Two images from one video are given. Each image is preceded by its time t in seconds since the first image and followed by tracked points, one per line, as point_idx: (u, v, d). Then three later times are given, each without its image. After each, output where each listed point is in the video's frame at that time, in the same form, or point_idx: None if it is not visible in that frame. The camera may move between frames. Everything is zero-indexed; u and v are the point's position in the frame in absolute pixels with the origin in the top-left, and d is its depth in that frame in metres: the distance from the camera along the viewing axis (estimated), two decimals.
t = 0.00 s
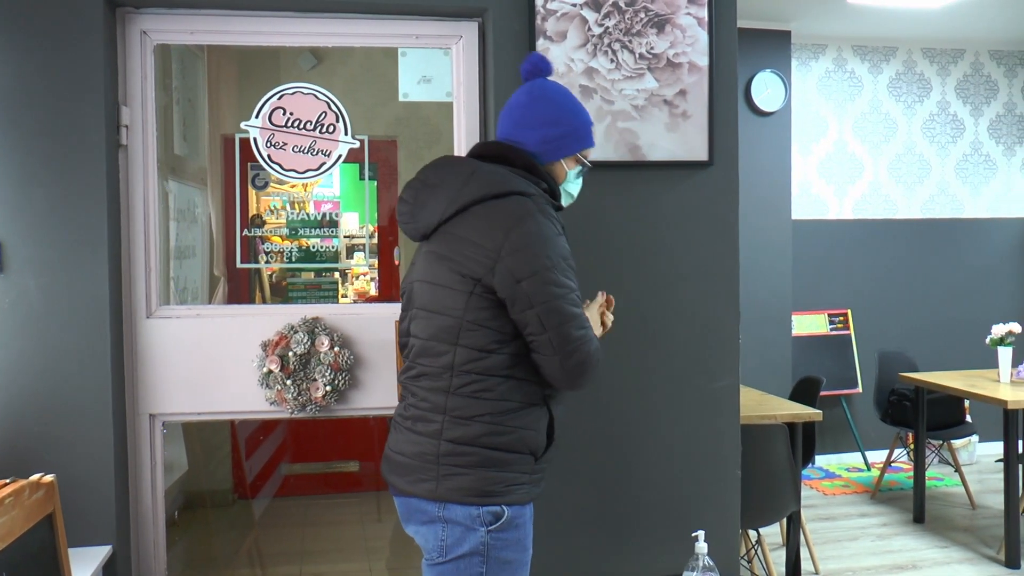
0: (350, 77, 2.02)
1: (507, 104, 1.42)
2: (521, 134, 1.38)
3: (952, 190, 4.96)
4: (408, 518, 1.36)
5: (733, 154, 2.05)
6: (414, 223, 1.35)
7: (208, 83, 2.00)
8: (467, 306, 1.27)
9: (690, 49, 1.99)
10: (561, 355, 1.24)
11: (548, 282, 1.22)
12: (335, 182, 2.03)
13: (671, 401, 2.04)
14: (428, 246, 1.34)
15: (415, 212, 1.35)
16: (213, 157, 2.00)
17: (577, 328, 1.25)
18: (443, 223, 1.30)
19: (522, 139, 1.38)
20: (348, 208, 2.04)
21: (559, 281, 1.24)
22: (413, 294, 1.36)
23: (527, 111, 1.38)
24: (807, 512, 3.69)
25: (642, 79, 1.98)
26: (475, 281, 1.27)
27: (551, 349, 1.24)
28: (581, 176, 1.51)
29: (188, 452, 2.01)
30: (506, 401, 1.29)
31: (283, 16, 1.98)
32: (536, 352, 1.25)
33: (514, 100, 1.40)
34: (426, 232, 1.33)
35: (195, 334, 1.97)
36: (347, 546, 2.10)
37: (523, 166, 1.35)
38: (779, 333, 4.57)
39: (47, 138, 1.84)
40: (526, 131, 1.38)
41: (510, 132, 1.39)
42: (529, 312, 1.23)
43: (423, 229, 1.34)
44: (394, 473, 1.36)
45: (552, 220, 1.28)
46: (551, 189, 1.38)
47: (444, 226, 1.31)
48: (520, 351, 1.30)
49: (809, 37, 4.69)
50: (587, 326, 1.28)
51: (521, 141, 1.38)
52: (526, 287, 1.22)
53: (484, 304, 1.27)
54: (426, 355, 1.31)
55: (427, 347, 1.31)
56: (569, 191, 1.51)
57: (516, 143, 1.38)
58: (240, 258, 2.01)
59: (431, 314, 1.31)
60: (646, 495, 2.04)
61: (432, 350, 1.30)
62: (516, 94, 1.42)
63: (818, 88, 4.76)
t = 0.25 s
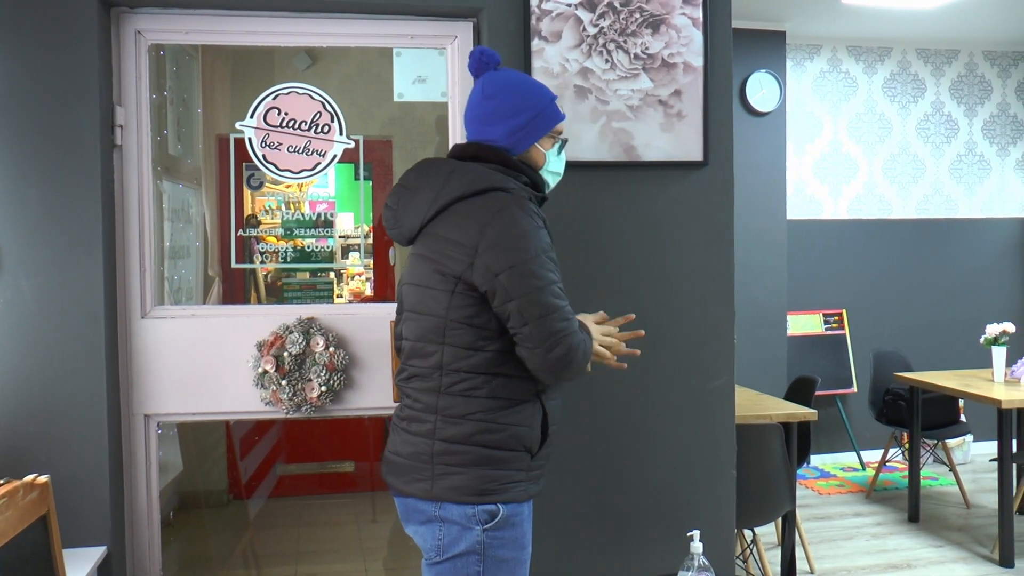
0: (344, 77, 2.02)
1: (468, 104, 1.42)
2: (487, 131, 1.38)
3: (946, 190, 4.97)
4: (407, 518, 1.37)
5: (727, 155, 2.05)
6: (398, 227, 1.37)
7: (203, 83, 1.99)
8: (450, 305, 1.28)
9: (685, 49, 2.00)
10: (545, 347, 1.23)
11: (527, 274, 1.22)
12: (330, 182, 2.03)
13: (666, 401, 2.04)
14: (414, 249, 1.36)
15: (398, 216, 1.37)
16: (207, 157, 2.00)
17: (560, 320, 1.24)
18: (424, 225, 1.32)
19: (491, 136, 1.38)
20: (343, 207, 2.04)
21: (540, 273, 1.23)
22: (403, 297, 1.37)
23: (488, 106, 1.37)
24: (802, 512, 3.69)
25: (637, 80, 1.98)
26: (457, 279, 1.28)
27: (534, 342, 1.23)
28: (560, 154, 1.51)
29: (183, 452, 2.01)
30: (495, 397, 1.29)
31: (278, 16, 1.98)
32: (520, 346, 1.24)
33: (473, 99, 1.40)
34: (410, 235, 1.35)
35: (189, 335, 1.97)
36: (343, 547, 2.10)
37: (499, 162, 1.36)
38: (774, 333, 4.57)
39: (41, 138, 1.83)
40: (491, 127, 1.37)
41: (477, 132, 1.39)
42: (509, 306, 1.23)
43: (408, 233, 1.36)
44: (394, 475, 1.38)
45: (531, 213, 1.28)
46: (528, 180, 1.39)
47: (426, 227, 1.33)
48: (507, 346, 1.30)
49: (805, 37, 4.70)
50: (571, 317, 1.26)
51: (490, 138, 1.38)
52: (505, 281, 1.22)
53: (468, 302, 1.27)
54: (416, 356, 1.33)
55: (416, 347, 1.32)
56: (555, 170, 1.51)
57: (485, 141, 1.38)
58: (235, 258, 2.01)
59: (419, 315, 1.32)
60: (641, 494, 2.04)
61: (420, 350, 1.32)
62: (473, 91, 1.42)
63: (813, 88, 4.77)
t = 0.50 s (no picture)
0: (344, 77, 2.02)
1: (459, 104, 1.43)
2: (477, 131, 1.38)
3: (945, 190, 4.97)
4: (408, 516, 1.38)
5: (726, 154, 2.05)
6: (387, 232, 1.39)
7: (202, 83, 1.99)
8: (437, 306, 1.29)
9: (684, 49, 2.00)
10: (532, 346, 1.22)
11: (510, 274, 1.21)
12: (330, 182, 2.03)
13: (666, 400, 2.04)
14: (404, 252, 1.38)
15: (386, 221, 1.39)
16: (206, 157, 2.00)
17: (545, 318, 1.23)
18: (411, 229, 1.33)
19: (480, 135, 1.38)
20: (342, 207, 2.04)
21: (522, 272, 1.22)
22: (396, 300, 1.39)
23: (478, 106, 1.38)
24: (802, 512, 3.69)
25: (636, 79, 1.98)
26: (443, 281, 1.28)
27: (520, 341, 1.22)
28: (550, 155, 1.51)
29: (182, 452, 2.01)
30: (487, 397, 1.29)
31: (277, 16, 1.98)
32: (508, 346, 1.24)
33: (463, 99, 1.40)
34: (398, 239, 1.37)
35: (189, 334, 1.97)
36: (343, 547, 2.09)
37: (484, 161, 1.37)
38: (774, 333, 4.57)
39: (40, 138, 1.83)
40: (481, 126, 1.38)
41: (467, 131, 1.40)
42: (493, 306, 1.23)
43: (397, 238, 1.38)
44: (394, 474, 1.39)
45: (514, 211, 1.27)
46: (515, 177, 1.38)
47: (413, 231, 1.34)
48: (498, 345, 1.30)
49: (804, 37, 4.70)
50: (559, 314, 1.25)
51: (479, 137, 1.38)
52: (487, 282, 1.22)
53: (455, 303, 1.28)
54: (409, 357, 1.34)
55: (408, 349, 1.34)
56: (546, 171, 1.51)
57: (475, 141, 1.38)
58: (234, 258, 2.01)
59: (409, 316, 1.34)
60: (641, 494, 2.04)
61: (412, 352, 1.33)
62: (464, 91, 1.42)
63: (812, 88, 4.77)
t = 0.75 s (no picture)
0: (344, 77, 2.02)
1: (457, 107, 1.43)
2: (473, 136, 1.39)
3: (945, 190, 4.97)
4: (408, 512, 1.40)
5: (726, 155, 2.05)
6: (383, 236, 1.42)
7: (202, 83, 1.99)
8: (424, 307, 1.31)
9: (684, 49, 2.00)
10: (513, 345, 1.22)
11: (489, 274, 1.21)
12: (330, 182, 2.03)
13: (665, 400, 2.04)
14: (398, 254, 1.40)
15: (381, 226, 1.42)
16: (206, 157, 2.00)
17: (526, 316, 1.21)
18: (400, 231, 1.36)
19: (476, 140, 1.39)
20: (342, 207, 2.04)
21: (503, 272, 1.21)
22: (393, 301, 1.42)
23: (473, 111, 1.38)
24: (802, 512, 3.69)
25: (636, 79, 1.98)
26: (429, 282, 1.30)
27: (502, 340, 1.22)
28: (549, 158, 1.50)
29: (182, 452, 2.01)
30: (475, 395, 1.29)
31: (277, 16, 1.98)
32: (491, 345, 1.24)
33: (461, 103, 1.41)
34: (391, 243, 1.39)
35: (189, 334, 1.97)
36: (343, 547, 2.09)
37: (476, 164, 1.38)
38: (773, 333, 4.58)
39: (40, 137, 1.83)
40: (477, 130, 1.38)
41: (464, 135, 1.40)
42: (474, 306, 1.23)
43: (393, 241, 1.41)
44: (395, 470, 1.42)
45: (500, 211, 1.27)
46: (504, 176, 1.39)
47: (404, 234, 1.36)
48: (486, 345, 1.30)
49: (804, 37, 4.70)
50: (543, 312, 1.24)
51: (475, 142, 1.39)
52: (467, 282, 1.23)
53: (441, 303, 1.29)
54: (402, 357, 1.37)
55: (401, 349, 1.36)
56: (544, 174, 1.50)
57: (471, 145, 1.39)
58: (234, 258, 2.01)
59: (401, 318, 1.36)
60: (641, 494, 2.04)
61: (405, 352, 1.36)
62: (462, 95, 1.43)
63: (812, 88, 4.77)
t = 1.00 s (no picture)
0: (343, 77, 2.02)
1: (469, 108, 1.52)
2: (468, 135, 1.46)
3: (945, 190, 4.97)
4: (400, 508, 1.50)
5: (725, 155, 2.05)
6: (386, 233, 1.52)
7: (202, 83, 2.00)
8: (399, 303, 1.38)
9: (684, 49, 2.00)
10: (458, 344, 1.24)
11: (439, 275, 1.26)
12: (330, 182, 2.03)
13: (665, 400, 2.04)
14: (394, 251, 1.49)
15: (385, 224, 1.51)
16: (206, 157, 2.00)
17: (472, 317, 1.24)
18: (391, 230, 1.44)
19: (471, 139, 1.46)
20: (342, 207, 2.04)
21: (451, 276, 1.25)
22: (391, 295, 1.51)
23: (470, 111, 1.46)
24: (802, 512, 3.69)
25: (636, 79, 1.98)
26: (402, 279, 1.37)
27: (449, 339, 1.25)
28: (546, 157, 1.45)
29: (182, 452, 2.01)
30: (438, 391, 1.34)
31: (277, 16, 1.98)
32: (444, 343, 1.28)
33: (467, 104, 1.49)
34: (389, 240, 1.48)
35: (188, 334, 1.97)
36: (344, 547, 2.09)
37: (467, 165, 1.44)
38: (773, 333, 4.58)
39: (40, 137, 1.83)
40: (471, 130, 1.45)
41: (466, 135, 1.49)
42: (428, 305, 1.28)
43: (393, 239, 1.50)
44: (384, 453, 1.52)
45: (462, 214, 1.29)
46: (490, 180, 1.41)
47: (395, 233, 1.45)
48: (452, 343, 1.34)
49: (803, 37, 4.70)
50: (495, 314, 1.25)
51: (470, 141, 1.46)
52: (422, 281, 1.28)
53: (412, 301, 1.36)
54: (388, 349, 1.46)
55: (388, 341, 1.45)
56: (543, 171, 1.45)
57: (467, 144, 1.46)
58: (234, 258, 2.01)
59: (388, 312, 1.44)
60: (641, 494, 2.04)
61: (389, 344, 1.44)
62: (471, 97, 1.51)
63: (812, 88, 4.77)
